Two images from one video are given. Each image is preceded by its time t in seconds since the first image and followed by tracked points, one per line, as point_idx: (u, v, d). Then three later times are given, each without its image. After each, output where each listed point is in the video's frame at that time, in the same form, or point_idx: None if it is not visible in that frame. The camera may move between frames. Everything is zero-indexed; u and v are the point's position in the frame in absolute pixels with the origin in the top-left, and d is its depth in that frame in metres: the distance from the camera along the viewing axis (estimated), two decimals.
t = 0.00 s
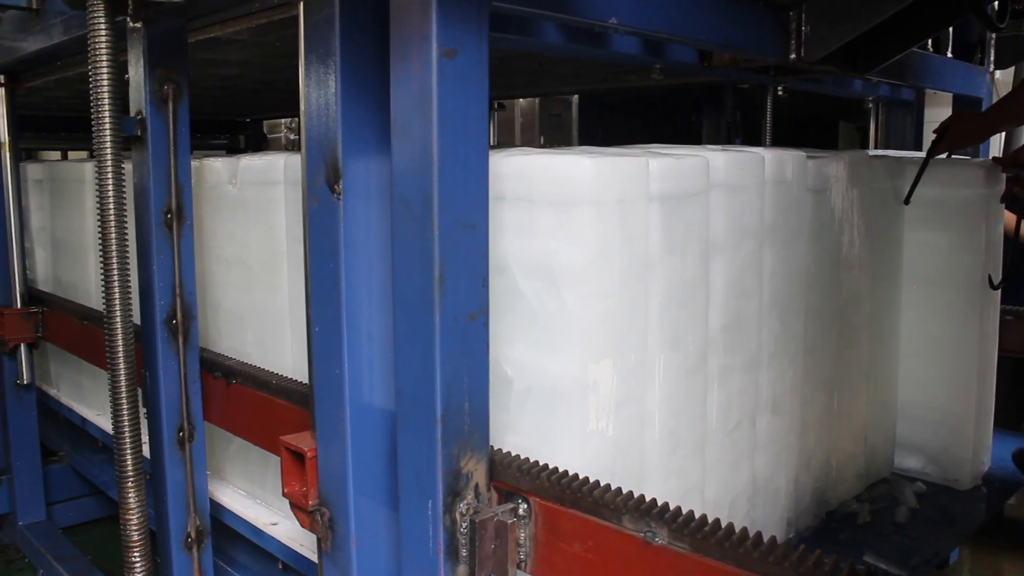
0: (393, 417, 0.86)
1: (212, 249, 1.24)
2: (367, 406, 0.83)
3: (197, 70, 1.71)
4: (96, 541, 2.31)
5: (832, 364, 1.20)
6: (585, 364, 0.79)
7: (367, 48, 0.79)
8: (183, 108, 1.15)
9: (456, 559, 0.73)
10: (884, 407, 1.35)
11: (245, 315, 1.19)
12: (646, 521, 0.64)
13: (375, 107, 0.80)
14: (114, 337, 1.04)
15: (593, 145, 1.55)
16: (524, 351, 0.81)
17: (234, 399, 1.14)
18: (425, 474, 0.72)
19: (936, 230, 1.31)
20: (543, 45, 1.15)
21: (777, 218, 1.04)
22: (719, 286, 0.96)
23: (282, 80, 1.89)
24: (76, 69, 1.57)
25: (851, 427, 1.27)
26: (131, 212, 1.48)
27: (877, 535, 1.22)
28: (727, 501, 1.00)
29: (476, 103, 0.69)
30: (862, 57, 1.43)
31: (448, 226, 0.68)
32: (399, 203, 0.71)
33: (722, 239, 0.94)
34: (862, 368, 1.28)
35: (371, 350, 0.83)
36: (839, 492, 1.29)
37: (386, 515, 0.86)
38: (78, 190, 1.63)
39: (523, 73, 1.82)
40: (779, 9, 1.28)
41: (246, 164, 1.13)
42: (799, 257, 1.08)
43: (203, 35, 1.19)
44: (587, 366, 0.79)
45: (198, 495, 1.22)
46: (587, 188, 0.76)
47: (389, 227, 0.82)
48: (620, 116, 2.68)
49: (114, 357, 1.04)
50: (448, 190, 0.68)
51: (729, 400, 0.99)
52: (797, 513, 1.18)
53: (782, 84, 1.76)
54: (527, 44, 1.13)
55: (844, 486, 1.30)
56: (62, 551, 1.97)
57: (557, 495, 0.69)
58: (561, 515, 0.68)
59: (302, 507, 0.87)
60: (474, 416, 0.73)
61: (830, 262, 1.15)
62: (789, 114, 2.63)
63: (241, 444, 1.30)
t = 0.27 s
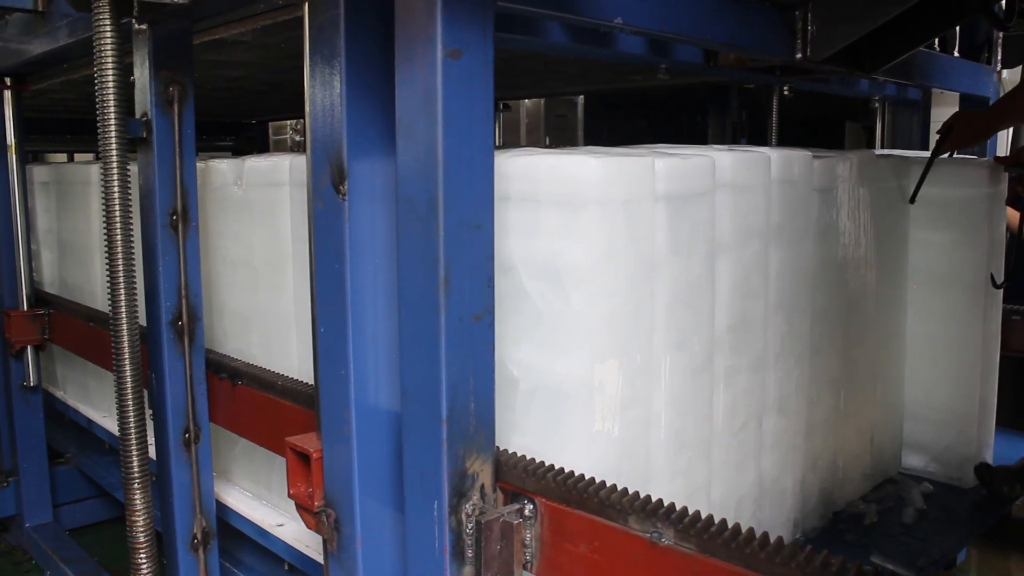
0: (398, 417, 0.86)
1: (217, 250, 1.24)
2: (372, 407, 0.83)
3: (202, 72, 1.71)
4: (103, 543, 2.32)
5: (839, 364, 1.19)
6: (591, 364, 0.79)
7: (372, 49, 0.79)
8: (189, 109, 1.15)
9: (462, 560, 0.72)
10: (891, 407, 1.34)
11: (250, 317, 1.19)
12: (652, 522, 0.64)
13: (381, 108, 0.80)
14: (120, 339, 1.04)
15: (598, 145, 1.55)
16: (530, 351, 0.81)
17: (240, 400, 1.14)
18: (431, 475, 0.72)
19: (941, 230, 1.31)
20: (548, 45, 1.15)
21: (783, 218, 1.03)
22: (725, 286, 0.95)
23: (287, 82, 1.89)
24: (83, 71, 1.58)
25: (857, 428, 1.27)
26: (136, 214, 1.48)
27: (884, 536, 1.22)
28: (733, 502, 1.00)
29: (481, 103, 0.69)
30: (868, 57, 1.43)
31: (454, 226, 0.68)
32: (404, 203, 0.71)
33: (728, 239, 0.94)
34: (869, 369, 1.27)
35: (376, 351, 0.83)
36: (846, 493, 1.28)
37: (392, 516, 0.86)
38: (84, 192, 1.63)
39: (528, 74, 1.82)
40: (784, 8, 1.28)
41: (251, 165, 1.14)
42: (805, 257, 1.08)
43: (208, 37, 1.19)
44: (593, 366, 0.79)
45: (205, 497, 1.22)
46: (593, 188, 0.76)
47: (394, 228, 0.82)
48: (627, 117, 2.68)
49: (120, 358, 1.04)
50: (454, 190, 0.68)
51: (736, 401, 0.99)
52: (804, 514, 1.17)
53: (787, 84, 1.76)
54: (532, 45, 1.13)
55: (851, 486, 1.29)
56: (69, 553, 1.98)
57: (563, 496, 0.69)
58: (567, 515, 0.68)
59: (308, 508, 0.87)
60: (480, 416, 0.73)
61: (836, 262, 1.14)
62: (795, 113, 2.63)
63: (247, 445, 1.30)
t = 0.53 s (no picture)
0: (403, 418, 0.86)
1: (222, 251, 1.24)
2: (376, 407, 0.83)
3: (207, 73, 1.72)
4: (107, 543, 2.32)
5: (843, 364, 1.19)
6: (595, 364, 0.79)
7: (377, 49, 0.79)
8: (193, 110, 1.15)
9: (467, 560, 0.72)
10: (896, 408, 1.34)
11: (254, 317, 1.19)
12: (656, 522, 0.63)
13: (385, 109, 0.80)
14: (124, 340, 1.04)
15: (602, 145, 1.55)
16: (534, 351, 0.81)
17: (244, 401, 1.15)
18: (435, 475, 0.72)
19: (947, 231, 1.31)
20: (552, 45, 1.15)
21: (787, 218, 1.03)
22: (730, 286, 0.95)
23: (291, 82, 1.90)
24: (88, 72, 1.58)
25: (862, 428, 1.26)
26: (141, 215, 1.48)
27: (889, 537, 1.21)
28: (738, 502, 1.00)
29: (485, 103, 0.69)
30: (873, 56, 1.42)
31: (458, 227, 0.68)
32: (409, 204, 0.71)
33: (733, 239, 0.94)
34: (873, 370, 1.27)
35: (380, 352, 0.83)
36: (851, 493, 1.28)
37: (397, 516, 0.86)
38: (89, 192, 1.64)
39: (532, 74, 1.82)
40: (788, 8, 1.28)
41: (255, 166, 1.14)
42: (810, 257, 1.08)
43: (212, 37, 1.19)
44: (597, 366, 0.79)
45: (209, 497, 1.22)
46: (597, 188, 0.76)
47: (398, 228, 0.82)
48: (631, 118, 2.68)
49: (124, 359, 1.04)
50: (458, 191, 0.68)
51: (741, 401, 0.99)
52: (809, 514, 1.17)
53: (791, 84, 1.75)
54: (536, 45, 1.13)
55: (856, 487, 1.29)
56: (74, 553, 1.98)
57: (567, 496, 0.69)
58: (571, 515, 0.68)
59: (312, 509, 0.87)
60: (484, 417, 0.73)
61: (840, 262, 1.14)
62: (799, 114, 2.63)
63: (251, 446, 1.31)
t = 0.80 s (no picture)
0: (406, 418, 0.86)
1: (225, 252, 1.24)
2: (379, 408, 0.83)
3: (210, 74, 1.72)
4: (111, 543, 2.33)
5: (847, 364, 1.19)
6: (598, 365, 0.79)
7: (379, 50, 0.79)
8: (196, 111, 1.16)
9: (470, 560, 0.72)
10: (900, 407, 1.34)
11: (258, 318, 1.19)
12: (659, 522, 0.63)
13: (387, 109, 0.80)
14: (128, 341, 1.04)
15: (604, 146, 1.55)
16: (537, 351, 0.81)
17: (247, 401, 1.15)
18: (438, 476, 0.72)
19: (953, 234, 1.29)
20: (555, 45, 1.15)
21: (790, 218, 1.03)
22: (733, 286, 0.95)
23: (294, 83, 1.90)
24: (91, 73, 1.58)
25: (865, 428, 1.26)
26: (144, 215, 1.48)
27: (893, 537, 1.21)
28: (741, 503, 1.00)
29: (488, 103, 0.69)
30: (875, 55, 1.42)
31: (461, 227, 0.68)
32: (412, 204, 0.71)
33: (735, 239, 0.94)
34: (877, 370, 1.27)
35: (383, 352, 0.83)
36: (854, 493, 1.28)
37: (400, 516, 0.86)
38: (92, 193, 1.64)
39: (535, 74, 1.82)
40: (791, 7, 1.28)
41: (258, 167, 1.14)
42: (813, 257, 1.07)
43: (215, 38, 1.20)
44: (600, 367, 0.79)
45: (212, 498, 1.22)
46: (600, 188, 0.76)
47: (401, 228, 0.82)
48: (632, 116, 2.69)
49: (127, 359, 1.04)
50: (460, 192, 0.68)
51: (743, 401, 0.99)
52: (812, 514, 1.17)
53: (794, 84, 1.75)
54: (539, 45, 1.13)
55: (859, 487, 1.29)
56: (78, 553, 1.98)
57: (570, 496, 0.68)
58: (574, 515, 0.68)
59: (315, 509, 0.87)
60: (487, 417, 0.73)
61: (844, 262, 1.14)
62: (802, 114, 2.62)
63: (254, 446, 1.31)
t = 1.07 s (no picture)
0: (407, 419, 0.86)
1: (225, 253, 1.24)
2: (380, 408, 0.83)
3: (211, 75, 1.72)
4: (113, 545, 2.33)
5: (848, 364, 1.19)
6: (599, 365, 0.79)
7: (379, 50, 0.79)
8: (197, 112, 1.16)
9: (471, 561, 0.72)
10: (905, 407, 1.34)
11: (259, 319, 1.19)
12: (661, 523, 0.63)
13: (387, 110, 0.80)
14: (129, 342, 1.04)
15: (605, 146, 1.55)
16: (538, 351, 0.81)
17: (248, 402, 1.15)
18: (439, 476, 0.72)
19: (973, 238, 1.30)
20: (556, 46, 1.15)
21: (792, 218, 1.03)
22: (734, 286, 0.95)
23: (295, 84, 1.90)
24: (92, 75, 1.59)
25: (867, 428, 1.26)
26: (145, 216, 1.49)
27: (895, 536, 1.21)
28: (743, 502, 1.00)
29: (488, 103, 0.69)
30: (876, 55, 1.42)
31: (461, 227, 0.68)
32: (412, 205, 0.71)
33: (736, 239, 0.94)
34: (879, 370, 1.27)
35: (384, 352, 0.83)
36: (856, 493, 1.28)
37: (401, 517, 0.86)
38: (94, 194, 1.64)
39: (535, 75, 1.82)
40: (792, 7, 1.27)
41: (259, 168, 1.14)
42: (814, 257, 1.07)
43: (215, 39, 1.20)
44: (601, 367, 0.79)
45: (213, 499, 1.22)
46: (600, 189, 0.76)
47: (401, 229, 0.82)
48: (633, 117, 2.70)
49: (129, 361, 1.04)
50: (461, 192, 0.67)
51: (745, 402, 0.98)
52: (813, 514, 1.17)
53: (795, 84, 1.75)
54: (539, 45, 1.13)
55: (861, 487, 1.29)
56: (80, 555, 1.98)
57: (572, 497, 0.68)
58: (576, 516, 0.68)
59: (316, 510, 0.87)
60: (488, 417, 0.73)
61: (845, 262, 1.14)
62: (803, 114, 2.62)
63: (255, 447, 1.31)
